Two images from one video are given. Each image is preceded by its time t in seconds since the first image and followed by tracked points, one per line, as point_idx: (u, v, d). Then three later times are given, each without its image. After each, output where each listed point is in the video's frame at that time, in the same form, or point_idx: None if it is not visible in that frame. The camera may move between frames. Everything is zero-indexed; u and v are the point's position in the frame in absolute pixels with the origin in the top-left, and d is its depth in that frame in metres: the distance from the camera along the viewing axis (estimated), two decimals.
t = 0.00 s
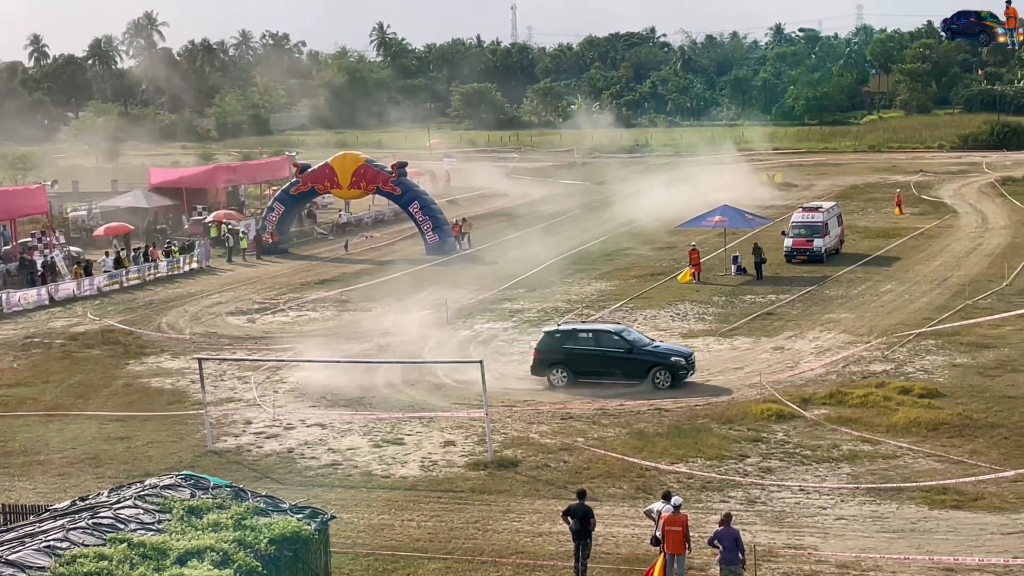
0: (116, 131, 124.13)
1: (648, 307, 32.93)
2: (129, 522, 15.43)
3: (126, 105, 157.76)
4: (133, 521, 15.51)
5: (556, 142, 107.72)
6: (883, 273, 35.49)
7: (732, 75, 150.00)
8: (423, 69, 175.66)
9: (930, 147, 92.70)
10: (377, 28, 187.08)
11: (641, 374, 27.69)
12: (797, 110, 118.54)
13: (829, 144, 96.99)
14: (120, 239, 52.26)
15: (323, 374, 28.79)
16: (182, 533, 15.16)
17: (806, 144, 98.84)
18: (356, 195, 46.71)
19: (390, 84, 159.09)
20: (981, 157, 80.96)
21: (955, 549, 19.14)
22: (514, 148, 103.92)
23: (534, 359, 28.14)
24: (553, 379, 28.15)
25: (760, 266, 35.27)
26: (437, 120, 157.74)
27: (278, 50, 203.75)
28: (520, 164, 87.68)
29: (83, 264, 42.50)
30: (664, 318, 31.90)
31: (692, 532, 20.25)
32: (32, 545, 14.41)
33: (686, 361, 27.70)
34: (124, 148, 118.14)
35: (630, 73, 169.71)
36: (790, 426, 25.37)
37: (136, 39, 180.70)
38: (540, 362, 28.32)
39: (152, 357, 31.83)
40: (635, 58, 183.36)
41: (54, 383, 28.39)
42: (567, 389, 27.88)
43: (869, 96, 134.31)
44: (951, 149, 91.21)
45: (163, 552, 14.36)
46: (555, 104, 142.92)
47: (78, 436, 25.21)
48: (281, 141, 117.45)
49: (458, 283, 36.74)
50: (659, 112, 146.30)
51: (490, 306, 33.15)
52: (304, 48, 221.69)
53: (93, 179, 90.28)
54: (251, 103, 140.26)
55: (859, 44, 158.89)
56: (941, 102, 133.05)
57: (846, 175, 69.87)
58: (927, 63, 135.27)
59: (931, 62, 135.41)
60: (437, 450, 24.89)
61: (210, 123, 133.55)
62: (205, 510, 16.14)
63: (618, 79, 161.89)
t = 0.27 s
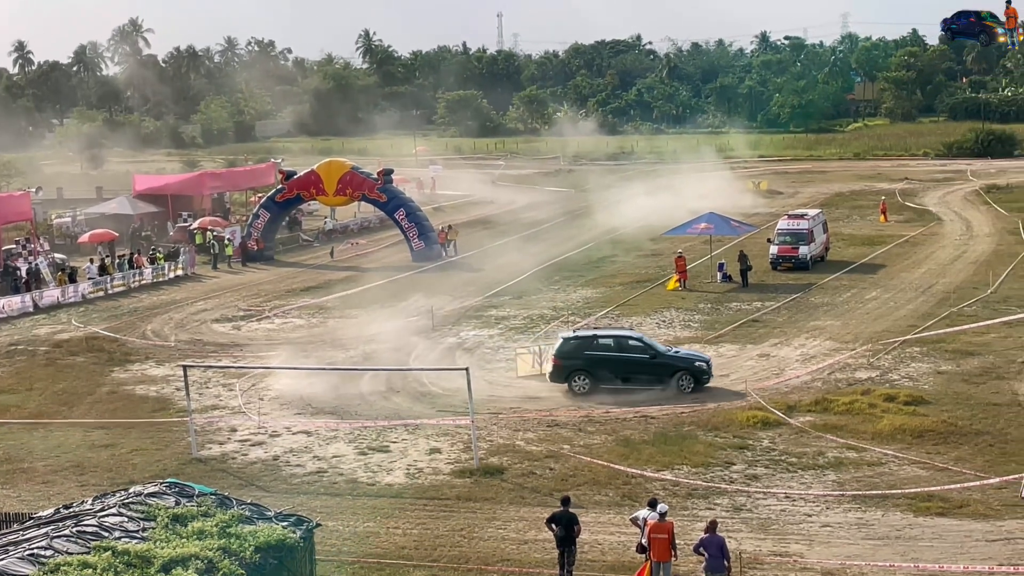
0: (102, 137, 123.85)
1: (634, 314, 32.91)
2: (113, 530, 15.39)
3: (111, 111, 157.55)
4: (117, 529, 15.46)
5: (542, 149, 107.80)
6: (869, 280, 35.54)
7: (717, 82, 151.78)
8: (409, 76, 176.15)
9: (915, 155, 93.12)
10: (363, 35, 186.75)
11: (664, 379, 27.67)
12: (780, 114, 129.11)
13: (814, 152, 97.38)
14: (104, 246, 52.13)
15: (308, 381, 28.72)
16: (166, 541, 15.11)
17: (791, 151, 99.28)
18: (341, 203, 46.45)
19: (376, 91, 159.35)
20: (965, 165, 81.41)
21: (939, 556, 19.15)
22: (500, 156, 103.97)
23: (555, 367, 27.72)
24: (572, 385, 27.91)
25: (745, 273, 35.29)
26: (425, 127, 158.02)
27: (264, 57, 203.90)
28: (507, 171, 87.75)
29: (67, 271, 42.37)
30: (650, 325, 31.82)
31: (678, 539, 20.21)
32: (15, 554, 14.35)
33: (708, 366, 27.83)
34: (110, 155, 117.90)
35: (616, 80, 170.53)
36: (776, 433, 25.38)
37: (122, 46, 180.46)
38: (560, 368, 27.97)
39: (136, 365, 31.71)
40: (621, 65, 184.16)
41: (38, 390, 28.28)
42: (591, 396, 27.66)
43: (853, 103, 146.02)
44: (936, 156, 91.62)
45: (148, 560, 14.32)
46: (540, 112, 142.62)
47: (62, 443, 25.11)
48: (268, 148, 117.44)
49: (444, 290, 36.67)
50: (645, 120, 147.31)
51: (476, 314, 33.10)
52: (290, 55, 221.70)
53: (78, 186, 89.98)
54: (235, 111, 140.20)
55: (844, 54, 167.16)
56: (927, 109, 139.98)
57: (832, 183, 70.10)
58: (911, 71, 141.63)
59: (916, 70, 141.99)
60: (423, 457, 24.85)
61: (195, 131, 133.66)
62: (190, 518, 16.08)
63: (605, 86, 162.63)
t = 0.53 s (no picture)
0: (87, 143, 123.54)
1: (619, 320, 32.91)
2: (97, 537, 15.38)
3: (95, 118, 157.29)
4: (101, 536, 15.45)
5: (528, 156, 107.47)
6: (853, 287, 35.63)
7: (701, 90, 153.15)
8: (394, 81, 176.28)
9: (898, 161, 93.44)
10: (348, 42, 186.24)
11: (674, 384, 27.82)
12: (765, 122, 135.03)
13: (799, 159, 97.66)
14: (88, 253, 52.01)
15: (293, 388, 28.66)
16: (150, 548, 15.08)
17: (776, 158, 99.61)
18: (325, 210, 46.17)
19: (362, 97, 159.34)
20: (948, 171, 81.80)
21: (923, 561, 19.17)
22: (486, 162, 103.94)
23: (567, 373, 27.59)
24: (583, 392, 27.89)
25: (730, 279, 35.34)
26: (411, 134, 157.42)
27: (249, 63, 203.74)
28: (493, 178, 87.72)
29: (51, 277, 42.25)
30: (636, 331, 31.74)
31: (662, 546, 20.18)
32: None
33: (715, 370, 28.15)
34: (94, 162, 117.59)
35: (601, 86, 171.05)
36: (760, 439, 25.41)
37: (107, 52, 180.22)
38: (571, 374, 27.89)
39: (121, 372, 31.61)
40: (605, 71, 184.60)
41: (22, 397, 28.20)
42: (604, 402, 27.65)
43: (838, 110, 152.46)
44: (920, 163, 91.94)
45: (131, 567, 14.29)
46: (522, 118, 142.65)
47: (45, 451, 25.03)
48: (253, 155, 117.31)
49: (428, 296, 36.63)
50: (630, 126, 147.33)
51: (461, 320, 33.08)
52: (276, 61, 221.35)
53: (63, 193, 89.68)
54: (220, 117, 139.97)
55: (826, 62, 170.85)
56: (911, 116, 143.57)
57: (816, 190, 70.26)
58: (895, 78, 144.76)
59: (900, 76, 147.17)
60: (407, 464, 24.83)
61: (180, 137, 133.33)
62: (174, 525, 16.04)
63: (590, 92, 163.10)
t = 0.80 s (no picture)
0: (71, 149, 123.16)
1: (603, 325, 32.86)
2: (81, 545, 15.34)
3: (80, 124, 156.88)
4: (84, 544, 15.39)
5: (513, 162, 107.30)
6: (837, 292, 35.69)
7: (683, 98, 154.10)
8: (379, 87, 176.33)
9: (882, 168, 93.76)
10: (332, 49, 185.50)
11: (679, 386, 27.93)
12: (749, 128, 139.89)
13: (784, 165, 97.85)
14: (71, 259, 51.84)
15: (277, 394, 28.57)
16: (133, 555, 15.04)
17: (759, 164, 99.86)
18: (309, 215, 46.24)
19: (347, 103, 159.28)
20: (932, 177, 82.06)
21: (908, 567, 19.13)
22: (471, 168, 103.85)
23: (577, 379, 27.40)
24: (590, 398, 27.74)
25: (715, 285, 35.33)
26: (396, 140, 157.00)
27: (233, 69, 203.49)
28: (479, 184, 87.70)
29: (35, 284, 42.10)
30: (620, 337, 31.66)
31: (648, 552, 20.11)
32: None
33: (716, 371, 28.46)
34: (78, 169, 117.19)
35: (585, 92, 171.44)
36: (745, 445, 25.41)
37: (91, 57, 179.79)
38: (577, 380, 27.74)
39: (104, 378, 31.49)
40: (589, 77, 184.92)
41: (4, 404, 28.06)
42: (613, 408, 27.55)
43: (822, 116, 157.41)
44: (904, 169, 92.21)
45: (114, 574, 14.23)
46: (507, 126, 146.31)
47: (28, 458, 24.91)
48: (238, 161, 117.07)
49: (413, 303, 36.55)
50: (614, 132, 147.36)
51: (445, 326, 33.02)
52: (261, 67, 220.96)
53: (46, 199, 89.30)
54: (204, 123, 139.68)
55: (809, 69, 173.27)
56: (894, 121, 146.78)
57: (800, 195, 70.35)
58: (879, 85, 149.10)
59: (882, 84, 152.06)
60: (392, 470, 24.76)
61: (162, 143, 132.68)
62: (157, 533, 15.99)
63: (574, 99, 163.28)
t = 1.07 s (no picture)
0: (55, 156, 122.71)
1: (589, 331, 32.78)
2: (65, 552, 15.36)
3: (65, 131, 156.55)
4: (69, 552, 15.41)
5: (499, 169, 107.23)
6: (823, 298, 35.73)
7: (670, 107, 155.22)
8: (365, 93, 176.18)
9: (868, 174, 93.93)
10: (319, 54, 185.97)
11: (683, 389, 28.08)
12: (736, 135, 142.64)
13: (770, 172, 97.98)
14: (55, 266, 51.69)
15: (263, 402, 28.48)
16: (119, 563, 15.07)
17: (746, 171, 100.04)
18: (295, 222, 46.18)
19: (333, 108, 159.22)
20: (917, 184, 82.27)
21: (894, 573, 19.09)
22: (456, 174, 103.74)
23: (587, 383, 27.31)
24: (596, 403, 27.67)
25: (701, 291, 35.35)
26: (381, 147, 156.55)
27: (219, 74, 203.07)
28: (465, 191, 87.65)
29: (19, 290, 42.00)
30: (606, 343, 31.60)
31: (634, 558, 20.06)
32: None
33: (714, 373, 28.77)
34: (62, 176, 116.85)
35: (571, 98, 171.88)
36: (731, 451, 25.43)
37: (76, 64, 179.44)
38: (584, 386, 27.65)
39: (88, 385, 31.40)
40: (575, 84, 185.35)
41: None
42: (621, 412, 27.56)
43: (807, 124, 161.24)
44: (889, 176, 92.39)
45: None
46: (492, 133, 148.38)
47: (11, 466, 24.80)
48: (223, 167, 116.81)
49: (399, 309, 36.49)
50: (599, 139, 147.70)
51: (431, 332, 32.96)
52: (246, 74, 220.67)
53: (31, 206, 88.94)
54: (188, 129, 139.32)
55: (794, 76, 175.30)
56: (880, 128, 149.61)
57: (787, 202, 70.41)
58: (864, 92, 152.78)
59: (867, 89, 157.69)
60: (378, 477, 24.70)
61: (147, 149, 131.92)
62: (142, 541, 16.00)
63: (560, 105, 163.46)
